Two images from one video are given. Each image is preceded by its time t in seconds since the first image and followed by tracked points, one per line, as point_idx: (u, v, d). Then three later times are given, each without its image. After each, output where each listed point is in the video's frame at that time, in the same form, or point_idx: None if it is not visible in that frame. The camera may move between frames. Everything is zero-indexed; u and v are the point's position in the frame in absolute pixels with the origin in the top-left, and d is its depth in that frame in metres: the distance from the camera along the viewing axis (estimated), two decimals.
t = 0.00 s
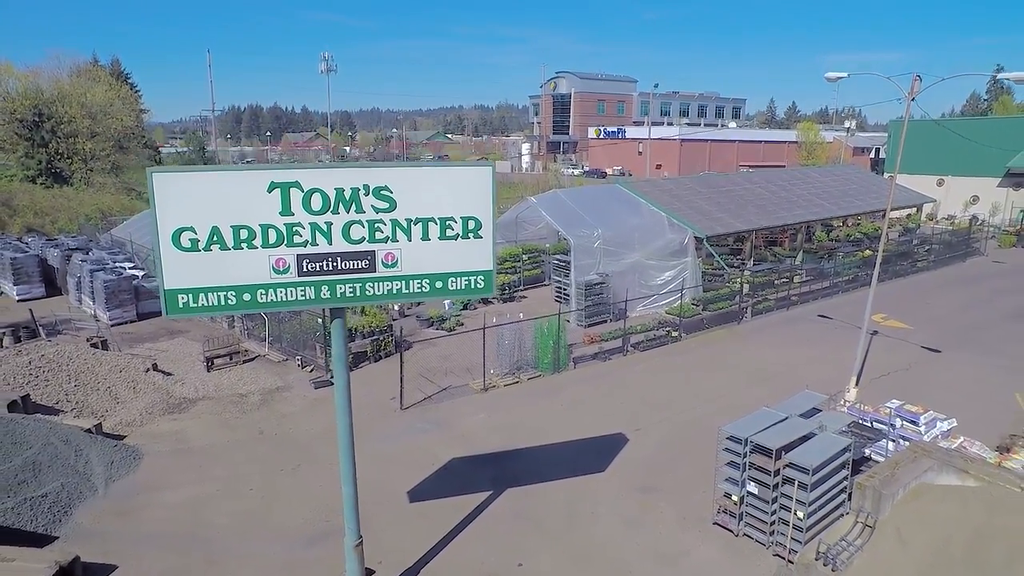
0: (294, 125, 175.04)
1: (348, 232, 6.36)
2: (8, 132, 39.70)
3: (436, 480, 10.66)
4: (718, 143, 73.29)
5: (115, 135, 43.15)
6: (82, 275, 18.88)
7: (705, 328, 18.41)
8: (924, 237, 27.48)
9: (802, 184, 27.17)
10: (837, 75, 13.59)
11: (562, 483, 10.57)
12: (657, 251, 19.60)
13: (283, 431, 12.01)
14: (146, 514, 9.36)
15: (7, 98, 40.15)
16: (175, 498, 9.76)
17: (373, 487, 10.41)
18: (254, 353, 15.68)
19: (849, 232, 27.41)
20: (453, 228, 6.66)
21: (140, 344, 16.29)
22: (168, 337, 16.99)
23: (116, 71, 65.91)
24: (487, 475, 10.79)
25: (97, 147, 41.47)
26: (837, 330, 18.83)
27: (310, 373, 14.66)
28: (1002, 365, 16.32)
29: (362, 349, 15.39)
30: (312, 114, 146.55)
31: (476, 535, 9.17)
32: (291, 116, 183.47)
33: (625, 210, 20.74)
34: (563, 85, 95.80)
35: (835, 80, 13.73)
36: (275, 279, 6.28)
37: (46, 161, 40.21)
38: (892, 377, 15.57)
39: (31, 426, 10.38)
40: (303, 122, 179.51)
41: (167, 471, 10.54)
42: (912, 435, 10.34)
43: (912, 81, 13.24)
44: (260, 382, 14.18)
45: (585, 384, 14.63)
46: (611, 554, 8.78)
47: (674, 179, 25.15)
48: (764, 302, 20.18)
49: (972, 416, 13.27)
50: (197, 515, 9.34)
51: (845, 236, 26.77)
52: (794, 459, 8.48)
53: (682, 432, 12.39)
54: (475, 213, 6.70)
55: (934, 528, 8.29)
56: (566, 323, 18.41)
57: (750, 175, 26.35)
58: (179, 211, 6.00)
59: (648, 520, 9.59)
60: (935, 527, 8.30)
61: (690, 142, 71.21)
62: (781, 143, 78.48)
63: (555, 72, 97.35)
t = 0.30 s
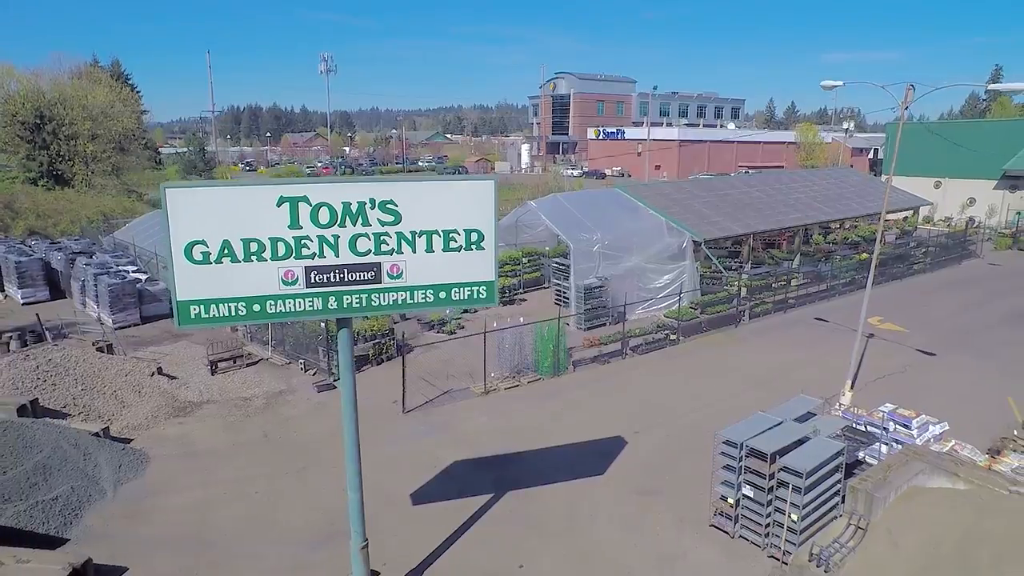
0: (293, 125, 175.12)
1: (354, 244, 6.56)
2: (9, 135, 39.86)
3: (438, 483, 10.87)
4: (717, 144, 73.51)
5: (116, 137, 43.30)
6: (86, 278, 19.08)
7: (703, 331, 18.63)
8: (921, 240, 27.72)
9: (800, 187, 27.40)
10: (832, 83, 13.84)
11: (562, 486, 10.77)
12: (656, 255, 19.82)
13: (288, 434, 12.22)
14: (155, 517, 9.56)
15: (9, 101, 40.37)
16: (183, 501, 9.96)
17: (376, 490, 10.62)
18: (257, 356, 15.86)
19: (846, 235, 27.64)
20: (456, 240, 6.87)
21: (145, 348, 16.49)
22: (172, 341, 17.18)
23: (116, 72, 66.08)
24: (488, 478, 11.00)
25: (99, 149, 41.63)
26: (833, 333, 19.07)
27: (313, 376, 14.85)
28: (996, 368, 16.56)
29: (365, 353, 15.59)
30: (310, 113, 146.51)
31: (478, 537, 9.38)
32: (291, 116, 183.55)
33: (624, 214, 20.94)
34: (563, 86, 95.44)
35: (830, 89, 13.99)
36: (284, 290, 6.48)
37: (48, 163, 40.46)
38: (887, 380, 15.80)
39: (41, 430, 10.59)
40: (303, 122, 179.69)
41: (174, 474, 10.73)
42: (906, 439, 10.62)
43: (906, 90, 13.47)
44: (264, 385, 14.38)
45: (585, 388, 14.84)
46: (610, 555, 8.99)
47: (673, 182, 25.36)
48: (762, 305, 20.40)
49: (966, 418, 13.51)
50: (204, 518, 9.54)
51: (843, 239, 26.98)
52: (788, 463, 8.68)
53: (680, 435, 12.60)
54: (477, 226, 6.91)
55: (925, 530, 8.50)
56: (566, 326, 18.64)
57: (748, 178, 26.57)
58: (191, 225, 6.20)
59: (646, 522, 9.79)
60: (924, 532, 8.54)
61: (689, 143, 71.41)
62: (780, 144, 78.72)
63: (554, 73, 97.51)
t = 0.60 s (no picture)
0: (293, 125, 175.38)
1: (360, 258, 6.79)
2: (11, 138, 40.05)
3: (440, 486, 11.11)
4: (716, 145, 73.79)
5: (117, 139, 43.51)
6: (90, 282, 19.29)
7: (700, 334, 18.88)
8: (917, 243, 27.99)
9: (797, 191, 27.65)
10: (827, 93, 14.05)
11: (562, 489, 11.01)
12: (654, 259, 20.05)
13: (292, 438, 12.44)
14: (163, 519, 9.79)
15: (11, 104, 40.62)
16: (191, 504, 10.19)
17: (380, 493, 10.86)
18: (261, 360, 16.09)
19: (843, 238, 27.91)
20: (459, 253, 7.10)
21: (149, 352, 16.71)
22: (176, 344, 17.40)
23: (116, 75, 66.38)
24: (489, 481, 11.25)
25: (100, 152, 41.84)
26: (829, 336, 19.32)
27: (316, 380, 15.08)
28: (989, 371, 16.82)
29: (366, 357, 15.82)
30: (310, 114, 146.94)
31: (479, 540, 9.61)
32: (291, 117, 183.79)
33: (622, 218, 21.16)
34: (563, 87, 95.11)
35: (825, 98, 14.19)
36: (293, 303, 6.71)
37: (50, 166, 40.77)
38: (882, 383, 16.05)
39: (51, 435, 10.82)
40: (303, 123, 179.83)
41: (181, 478, 10.96)
42: (897, 442, 10.76)
43: (898, 100, 13.72)
44: (268, 389, 14.61)
45: (584, 391, 15.08)
46: (608, 557, 9.23)
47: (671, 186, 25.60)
48: (759, 309, 20.65)
49: (958, 421, 13.75)
50: (211, 521, 9.77)
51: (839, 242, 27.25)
52: (781, 467, 8.94)
53: (677, 438, 12.84)
54: (479, 239, 7.15)
55: (914, 532, 8.75)
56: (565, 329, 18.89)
57: (745, 182, 26.81)
58: (203, 240, 6.43)
59: (644, 525, 10.03)
60: (913, 534, 8.79)
61: (688, 144, 71.68)
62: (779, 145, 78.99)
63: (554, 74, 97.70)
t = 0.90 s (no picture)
0: (293, 126, 175.54)
1: (366, 271, 7.04)
2: (14, 140, 40.23)
3: (442, 489, 11.36)
4: (715, 147, 74.00)
5: (120, 142, 43.74)
6: (96, 287, 19.54)
7: (697, 338, 19.11)
8: (913, 246, 28.25)
9: (794, 195, 27.91)
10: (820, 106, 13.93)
11: (560, 492, 11.27)
12: (652, 263, 20.30)
13: (297, 441, 12.70)
14: (172, 522, 10.04)
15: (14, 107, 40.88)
16: (198, 508, 10.44)
17: (382, 496, 11.10)
18: (264, 364, 16.35)
19: (839, 242, 28.18)
20: (460, 266, 7.36)
21: (154, 356, 16.95)
22: (180, 349, 17.65)
23: (117, 76, 66.58)
24: (490, 484, 11.50)
25: (102, 155, 42.07)
26: (825, 339, 19.58)
27: (319, 384, 15.33)
28: (981, 374, 17.09)
29: (368, 360, 16.09)
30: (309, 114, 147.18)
31: (480, 542, 9.86)
32: (291, 117, 183.99)
33: (621, 223, 21.40)
34: (563, 87, 96.34)
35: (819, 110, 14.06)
36: (300, 315, 6.97)
37: (53, 169, 41.06)
38: (875, 386, 16.30)
39: (61, 439, 11.08)
40: (303, 123, 180.01)
41: (188, 482, 11.21)
42: (887, 446, 11.08)
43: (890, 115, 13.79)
44: (272, 393, 14.86)
45: (583, 395, 15.33)
46: (605, 559, 9.48)
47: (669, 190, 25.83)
48: (756, 312, 20.88)
49: (950, 423, 14.01)
50: (219, 524, 10.03)
51: (836, 245, 27.51)
52: (773, 472, 9.17)
53: (673, 441, 13.10)
54: (480, 253, 7.40)
55: (903, 536, 8.99)
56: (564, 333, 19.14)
57: (743, 186, 27.05)
58: (214, 256, 6.69)
59: (640, 527, 10.28)
60: (903, 537, 9.03)
61: (688, 146, 71.87)
62: (778, 146, 79.22)
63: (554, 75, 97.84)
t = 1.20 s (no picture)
0: (293, 126, 175.64)
1: (370, 285, 7.32)
2: (17, 143, 40.64)
3: (443, 492, 11.63)
4: (714, 148, 74.24)
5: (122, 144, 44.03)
6: (100, 291, 19.80)
7: (694, 342, 19.39)
8: (908, 250, 28.55)
9: (790, 199, 28.20)
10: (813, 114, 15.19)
11: (558, 495, 11.54)
12: (650, 268, 20.56)
13: (300, 445, 12.96)
14: (180, 525, 10.31)
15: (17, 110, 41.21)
16: (206, 511, 10.71)
17: (384, 499, 11.37)
18: (268, 369, 16.61)
19: (835, 246, 28.49)
20: (461, 279, 7.63)
21: (159, 360, 17.20)
22: (184, 353, 17.90)
23: (117, 78, 66.78)
24: (490, 488, 11.77)
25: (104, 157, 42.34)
26: (820, 343, 19.86)
27: (321, 389, 15.59)
28: (972, 377, 17.37)
29: (370, 365, 16.36)
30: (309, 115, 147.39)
31: (480, 544, 10.13)
32: (291, 117, 184.14)
33: (619, 228, 21.66)
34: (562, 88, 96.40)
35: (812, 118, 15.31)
36: (307, 327, 7.25)
37: (55, 171, 41.39)
38: (868, 390, 16.57)
39: (71, 444, 11.35)
40: (303, 124, 180.21)
41: (195, 485, 11.48)
42: (877, 451, 11.34)
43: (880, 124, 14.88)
44: (276, 398, 15.12)
45: (581, 399, 15.60)
46: (602, 561, 9.75)
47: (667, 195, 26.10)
48: (753, 317, 21.15)
49: (940, 426, 14.28)
50: (226, 527, 10.30)
51: (832, 250, 27.81)
52: (764, 477, 9.43)
53: (669, 445, 13.37)
54: (480, 266, 7.68)
55: (890, 539, 9.27)
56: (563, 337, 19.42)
57: (740, 191, 27.33)
58: (224, 270, 6.96)
59: (636, 530, 10.55)
60: (890, 540, 9.31)
61: (687, 147, 72.11)
62: (776, 148, 79.45)
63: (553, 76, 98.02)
